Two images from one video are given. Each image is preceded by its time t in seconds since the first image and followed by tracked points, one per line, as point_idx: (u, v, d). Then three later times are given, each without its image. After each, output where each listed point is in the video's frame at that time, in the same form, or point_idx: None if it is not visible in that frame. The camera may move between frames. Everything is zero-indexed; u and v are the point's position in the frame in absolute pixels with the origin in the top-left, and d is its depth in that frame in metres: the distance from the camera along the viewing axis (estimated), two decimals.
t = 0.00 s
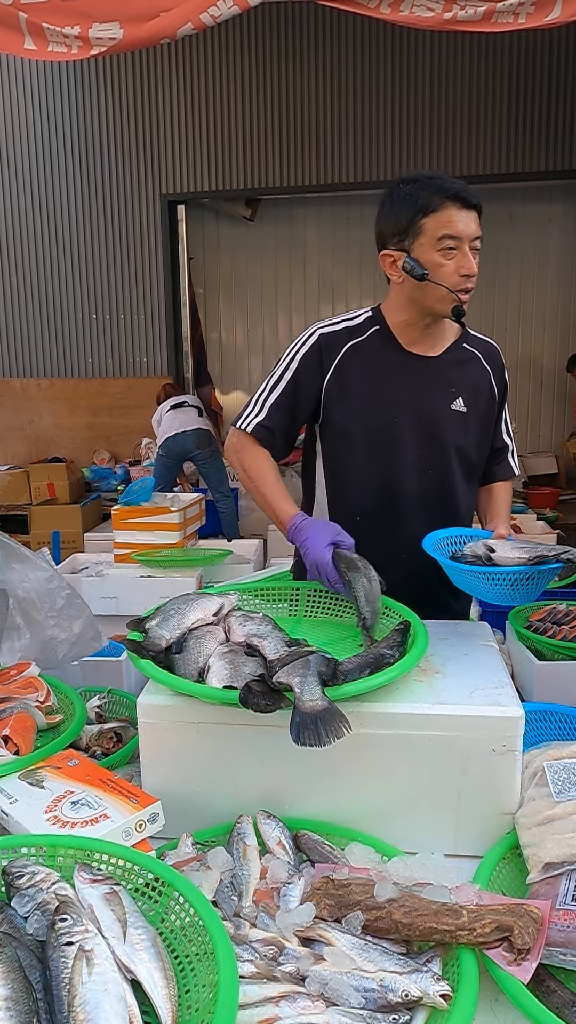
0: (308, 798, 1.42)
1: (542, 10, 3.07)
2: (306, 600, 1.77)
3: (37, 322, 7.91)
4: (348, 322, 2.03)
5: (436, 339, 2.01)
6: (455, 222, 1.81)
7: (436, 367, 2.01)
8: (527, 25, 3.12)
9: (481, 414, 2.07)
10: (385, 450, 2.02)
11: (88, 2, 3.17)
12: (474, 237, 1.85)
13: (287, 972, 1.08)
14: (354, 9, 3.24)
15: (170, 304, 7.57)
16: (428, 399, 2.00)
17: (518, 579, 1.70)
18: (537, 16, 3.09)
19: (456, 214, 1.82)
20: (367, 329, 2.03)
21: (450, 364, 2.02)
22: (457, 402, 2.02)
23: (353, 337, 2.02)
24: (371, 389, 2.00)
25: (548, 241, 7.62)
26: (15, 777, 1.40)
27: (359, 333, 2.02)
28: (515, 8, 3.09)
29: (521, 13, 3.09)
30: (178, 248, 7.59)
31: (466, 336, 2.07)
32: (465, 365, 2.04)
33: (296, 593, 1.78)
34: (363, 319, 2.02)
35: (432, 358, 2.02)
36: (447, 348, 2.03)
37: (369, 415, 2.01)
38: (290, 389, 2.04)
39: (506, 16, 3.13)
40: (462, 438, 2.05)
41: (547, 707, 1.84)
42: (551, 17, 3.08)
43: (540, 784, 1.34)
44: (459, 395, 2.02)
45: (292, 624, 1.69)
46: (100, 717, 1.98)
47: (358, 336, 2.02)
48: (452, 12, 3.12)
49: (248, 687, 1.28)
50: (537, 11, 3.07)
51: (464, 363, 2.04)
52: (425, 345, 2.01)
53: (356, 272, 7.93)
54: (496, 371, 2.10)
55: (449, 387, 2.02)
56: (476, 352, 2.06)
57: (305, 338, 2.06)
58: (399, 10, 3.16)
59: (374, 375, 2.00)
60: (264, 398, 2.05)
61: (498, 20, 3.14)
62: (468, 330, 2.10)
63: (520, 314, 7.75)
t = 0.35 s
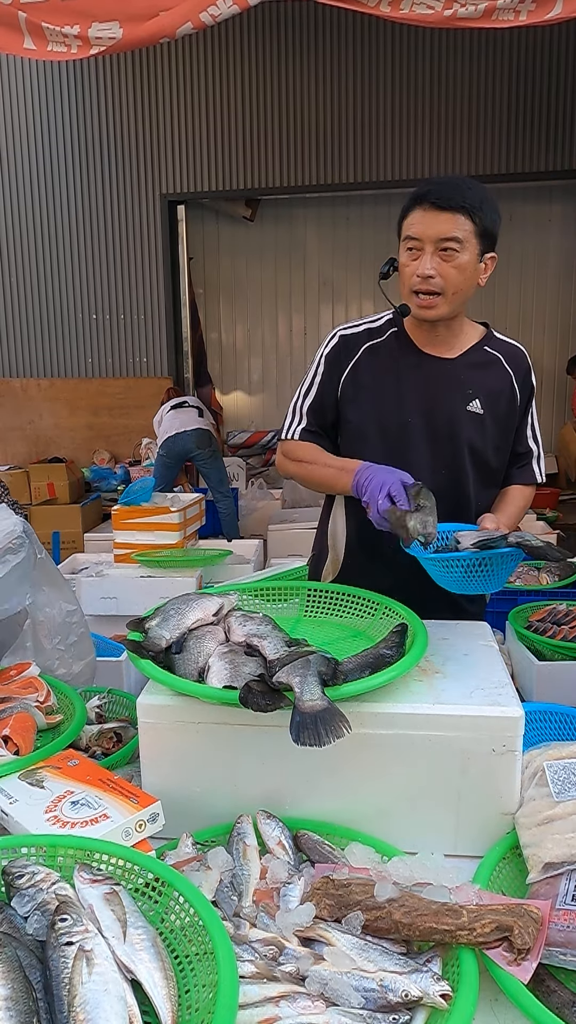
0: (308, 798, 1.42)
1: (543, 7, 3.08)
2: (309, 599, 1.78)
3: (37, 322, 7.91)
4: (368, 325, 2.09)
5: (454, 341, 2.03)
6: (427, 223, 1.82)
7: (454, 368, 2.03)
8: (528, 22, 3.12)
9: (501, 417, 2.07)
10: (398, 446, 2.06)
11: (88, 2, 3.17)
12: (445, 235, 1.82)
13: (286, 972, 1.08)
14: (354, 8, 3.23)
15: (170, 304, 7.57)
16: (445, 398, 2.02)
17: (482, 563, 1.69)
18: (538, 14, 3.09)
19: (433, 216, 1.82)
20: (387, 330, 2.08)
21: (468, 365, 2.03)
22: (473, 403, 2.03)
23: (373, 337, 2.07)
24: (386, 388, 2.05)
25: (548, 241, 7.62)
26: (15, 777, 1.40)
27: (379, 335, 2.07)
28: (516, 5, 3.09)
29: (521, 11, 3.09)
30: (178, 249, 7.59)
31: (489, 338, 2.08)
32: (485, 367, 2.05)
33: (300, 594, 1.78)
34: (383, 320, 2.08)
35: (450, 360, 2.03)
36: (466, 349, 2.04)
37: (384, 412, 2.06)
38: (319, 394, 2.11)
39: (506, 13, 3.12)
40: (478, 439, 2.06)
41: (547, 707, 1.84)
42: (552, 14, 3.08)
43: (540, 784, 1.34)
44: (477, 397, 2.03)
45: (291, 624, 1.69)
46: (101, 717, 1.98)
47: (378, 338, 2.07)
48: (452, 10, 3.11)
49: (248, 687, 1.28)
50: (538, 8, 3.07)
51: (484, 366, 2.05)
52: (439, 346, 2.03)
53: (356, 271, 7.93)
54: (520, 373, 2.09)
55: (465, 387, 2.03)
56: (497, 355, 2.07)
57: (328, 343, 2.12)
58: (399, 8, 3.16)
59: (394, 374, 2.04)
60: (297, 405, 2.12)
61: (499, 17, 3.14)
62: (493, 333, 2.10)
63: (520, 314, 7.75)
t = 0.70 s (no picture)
0: (309, 798, 1.42)
1: (543, 8, 3.08)
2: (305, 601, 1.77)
3: (37, 322, 7.91)
4: (358, 329, 2.12)
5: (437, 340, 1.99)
6: (375, 228, 1.85)
7: (436, 367, 1.99)
8: (528, 22, 3.12)
9: (487, 417, 2.00)
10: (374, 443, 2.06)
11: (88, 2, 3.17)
12: (388, 238, 1.83)
13: (287, 972, 1.08)
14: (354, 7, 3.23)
15: (170, 304, 7.57)
16: (424, 397, 1.99)
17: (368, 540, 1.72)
18: (538, 14, 3.09)
19: (380, 222, 1.85)
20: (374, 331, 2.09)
21: (449, 364, 1.99)
22: (453, 403, 1.98)
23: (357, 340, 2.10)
24: (365, 388, 2.06)
25: (548, 241, 7.62)
26: (15, 777, 1.40)
27: (366, 336, 2.09)
28: (516, 5, 3.09)
29: (522, 10, 3.09)
30: (178, 249, 7.59)
31: (479, 335, 2.01)
32: (467, 366, 1.99)
33: (297, 595, 1.78)
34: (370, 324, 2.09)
35: (432, 358, 2.00)
36: (450, 348, 1.99)
37: (364, 411, 2.07)
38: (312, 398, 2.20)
39: (506, 13, 3.12)
40: (460, 439, 2.00)
41: (547, 707, 1.84)
42: (552, 15, 3.08)
43: (540, 784, 1.34)
44: (457, 397, 1.98)
45: (291, 624, 1.69)
46: (100, 717, 1.97)
47: (363, 339, 2.09)
48: (453, 9, 3.11)
49: (248, 687, 1.28)
50: (538, 8, 3.08)
51: (468, 365, 1.99)
52: (416, 346, 2.01)
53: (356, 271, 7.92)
54: (510, 373, 1.99)
55: (446, 387, 1.99)
56: (485, 353, 1.99)
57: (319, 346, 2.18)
58: (399, 8, 3.15)
59: (374, 373, 2.05)
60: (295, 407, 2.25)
61: (499, 17, 3.14)
62: (486, 328, 2.03)
63: (520, 313, 7.75)
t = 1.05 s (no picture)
0: (309, 798, 1.42)
1: (542, 11, 3.07)
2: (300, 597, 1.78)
3: (37, 322, 7.92)
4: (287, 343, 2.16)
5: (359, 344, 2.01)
6: (284, 243, 1.83)
7: (360, 367, 2.00)
8: (526, 26, 3.12)
9: (410, 413, 1.98)
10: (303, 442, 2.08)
11: (89, 2, 3.17)
12: (297, 253, 1.82)
13: (287, 972, 1.08)
14: (354, 9, 3.23)
15: (170, 304, 7.56)
16: (345, 397, 2.00)
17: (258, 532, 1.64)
18: (537, 17, 3.09)
19: (288, 237, 1.83)
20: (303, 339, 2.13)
21: (371, 362, 1.99)
22: (374, 402, 1.98)
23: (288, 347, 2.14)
24: (291, 391, 2.08)
25: (548, 241, 7.61)
26: (15, 777, 1.40)
27: (295, 347, 2.13)
28: (515, 9, 3.09)
29: (521, 14, 3.09)
30: (178, 249, 7.60)
31: (400, 331, 2.01)
32: (387, 363, 1.98)
33: (294, 592, 1.78)
34: (299, 334, 2.14)
35: (353, 358, 2.01)
36: (372, 347, 2.00)
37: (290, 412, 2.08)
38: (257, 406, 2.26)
39: (505, 17, 3.13)
40: (382, 437, 2.00)
41: (547, 707, 1.84)
42: (550, 19, 3.08)
43: (540, 784, 1.34)
44: (378, 394, 1.97)
45: (291, 624, 1.69)
46: (101, 717, 1.95)
47: (290, 350, 2.13)
48: (452, 13, 3.12)
49: (248, 687, 1.27)
50: (537, 12, 3.07)
51: (389, 363, 1.98)
52: (342, 347, 2.03)
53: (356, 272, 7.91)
54: (430, 368, 1.97)
55: (368, 386, 1.99)
56: (404, 349, 1.98)
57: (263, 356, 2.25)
58: (399, 11, 3.15)
59: (302, 379, 2.07)
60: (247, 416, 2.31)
61: (498, 21, 3.14)
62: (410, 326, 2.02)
63: (520, 314, 7.75)
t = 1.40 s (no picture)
0: (309, 799, 1.42)
1: (541, 14, 3.07)
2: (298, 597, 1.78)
3: (37, 322, 7.92)
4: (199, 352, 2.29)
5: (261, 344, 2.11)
6: (176, 260, 1.89)
7: (264, 368, 2.12)
8: (526, 28, 3.12)
9: (312, 406, 2.07)
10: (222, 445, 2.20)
11: (89, 4, 3.17)
12: (190, 268, 1.88)
13: (287, 972, 1.08)
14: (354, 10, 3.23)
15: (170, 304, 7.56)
16: (252, 397, 2.12)
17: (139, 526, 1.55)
18: (536, 20, 3.09)
19: (179, 253, 1.88)
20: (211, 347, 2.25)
21: (273, 362, 2.11)
22: (278, 399, 2.09)
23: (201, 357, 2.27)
24: (206, 396, 2.21)
25: (547, 242, 7.61)
26: (15, 777, 1.40)
27: (206, 355, 2.25)
28: (514, 12, 3.09)
29: (520, 16, 3.09)
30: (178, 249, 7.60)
31: (299, 328, 2.11)
32: (287, 360, 2.09)
33: (294, 591, 1.78)
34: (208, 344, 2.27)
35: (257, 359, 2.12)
36: (272, 348, 2.11)
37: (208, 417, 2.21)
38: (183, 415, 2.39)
39: (505, 19, 3.13)
40: (288, 432, 2.10)
41: (547, 707, 1.84)
42: (549, 21, 3.07)
43: (540, 784, 1.34)
44: (280, 394, 2.09)
45: (291, 624, 1.69)
46: (101, 717, 1.95)
47: (203, 358, 2.25)
48: (452, 15, 3.13)
49: (248, 687, 1.28)
50: (536, 14, 3.07)
51: (288, 362, 2.09)
52: (245, 352, 2.14)
53: (356, 272, 7.91)
54: (327, 362, 2.07)
55: (271, 386, 2.10)
56: (302, 347, 2.09)
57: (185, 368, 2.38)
58: (399, 13, 3.15)
59: (216, 382, 2.19)
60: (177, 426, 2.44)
61: (498, 23, 3.15)
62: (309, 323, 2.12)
63: (520, 314, 7.75)
